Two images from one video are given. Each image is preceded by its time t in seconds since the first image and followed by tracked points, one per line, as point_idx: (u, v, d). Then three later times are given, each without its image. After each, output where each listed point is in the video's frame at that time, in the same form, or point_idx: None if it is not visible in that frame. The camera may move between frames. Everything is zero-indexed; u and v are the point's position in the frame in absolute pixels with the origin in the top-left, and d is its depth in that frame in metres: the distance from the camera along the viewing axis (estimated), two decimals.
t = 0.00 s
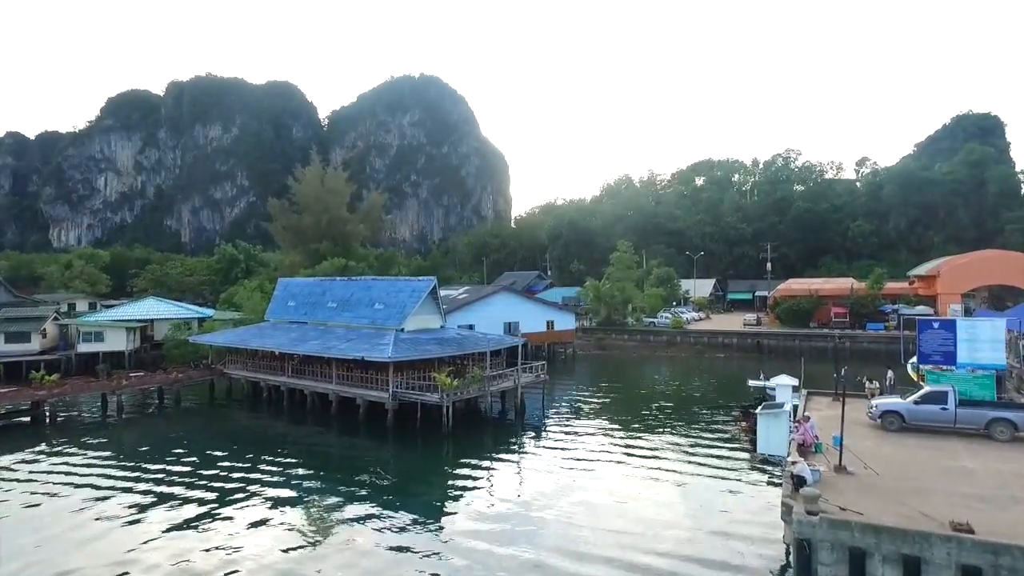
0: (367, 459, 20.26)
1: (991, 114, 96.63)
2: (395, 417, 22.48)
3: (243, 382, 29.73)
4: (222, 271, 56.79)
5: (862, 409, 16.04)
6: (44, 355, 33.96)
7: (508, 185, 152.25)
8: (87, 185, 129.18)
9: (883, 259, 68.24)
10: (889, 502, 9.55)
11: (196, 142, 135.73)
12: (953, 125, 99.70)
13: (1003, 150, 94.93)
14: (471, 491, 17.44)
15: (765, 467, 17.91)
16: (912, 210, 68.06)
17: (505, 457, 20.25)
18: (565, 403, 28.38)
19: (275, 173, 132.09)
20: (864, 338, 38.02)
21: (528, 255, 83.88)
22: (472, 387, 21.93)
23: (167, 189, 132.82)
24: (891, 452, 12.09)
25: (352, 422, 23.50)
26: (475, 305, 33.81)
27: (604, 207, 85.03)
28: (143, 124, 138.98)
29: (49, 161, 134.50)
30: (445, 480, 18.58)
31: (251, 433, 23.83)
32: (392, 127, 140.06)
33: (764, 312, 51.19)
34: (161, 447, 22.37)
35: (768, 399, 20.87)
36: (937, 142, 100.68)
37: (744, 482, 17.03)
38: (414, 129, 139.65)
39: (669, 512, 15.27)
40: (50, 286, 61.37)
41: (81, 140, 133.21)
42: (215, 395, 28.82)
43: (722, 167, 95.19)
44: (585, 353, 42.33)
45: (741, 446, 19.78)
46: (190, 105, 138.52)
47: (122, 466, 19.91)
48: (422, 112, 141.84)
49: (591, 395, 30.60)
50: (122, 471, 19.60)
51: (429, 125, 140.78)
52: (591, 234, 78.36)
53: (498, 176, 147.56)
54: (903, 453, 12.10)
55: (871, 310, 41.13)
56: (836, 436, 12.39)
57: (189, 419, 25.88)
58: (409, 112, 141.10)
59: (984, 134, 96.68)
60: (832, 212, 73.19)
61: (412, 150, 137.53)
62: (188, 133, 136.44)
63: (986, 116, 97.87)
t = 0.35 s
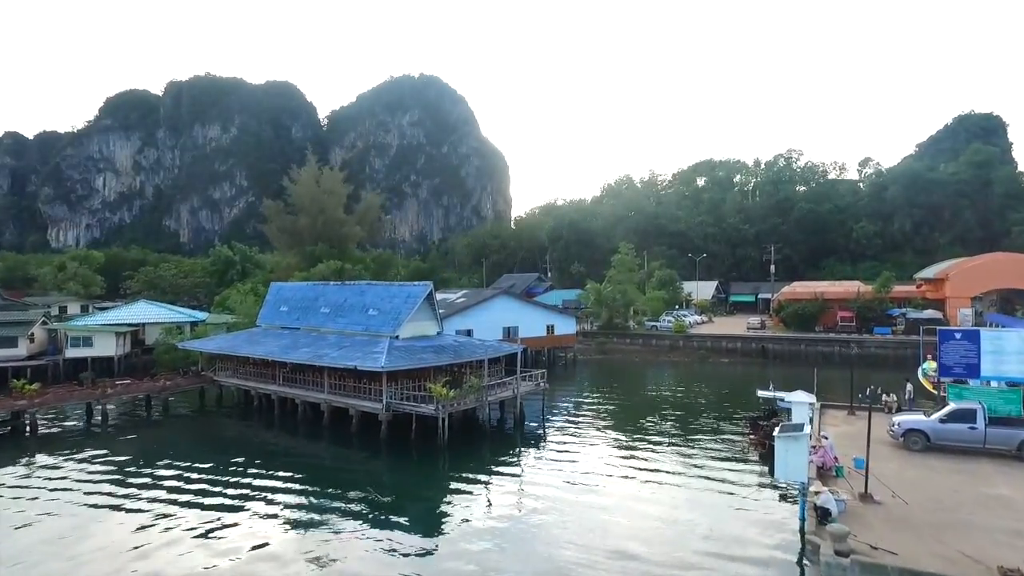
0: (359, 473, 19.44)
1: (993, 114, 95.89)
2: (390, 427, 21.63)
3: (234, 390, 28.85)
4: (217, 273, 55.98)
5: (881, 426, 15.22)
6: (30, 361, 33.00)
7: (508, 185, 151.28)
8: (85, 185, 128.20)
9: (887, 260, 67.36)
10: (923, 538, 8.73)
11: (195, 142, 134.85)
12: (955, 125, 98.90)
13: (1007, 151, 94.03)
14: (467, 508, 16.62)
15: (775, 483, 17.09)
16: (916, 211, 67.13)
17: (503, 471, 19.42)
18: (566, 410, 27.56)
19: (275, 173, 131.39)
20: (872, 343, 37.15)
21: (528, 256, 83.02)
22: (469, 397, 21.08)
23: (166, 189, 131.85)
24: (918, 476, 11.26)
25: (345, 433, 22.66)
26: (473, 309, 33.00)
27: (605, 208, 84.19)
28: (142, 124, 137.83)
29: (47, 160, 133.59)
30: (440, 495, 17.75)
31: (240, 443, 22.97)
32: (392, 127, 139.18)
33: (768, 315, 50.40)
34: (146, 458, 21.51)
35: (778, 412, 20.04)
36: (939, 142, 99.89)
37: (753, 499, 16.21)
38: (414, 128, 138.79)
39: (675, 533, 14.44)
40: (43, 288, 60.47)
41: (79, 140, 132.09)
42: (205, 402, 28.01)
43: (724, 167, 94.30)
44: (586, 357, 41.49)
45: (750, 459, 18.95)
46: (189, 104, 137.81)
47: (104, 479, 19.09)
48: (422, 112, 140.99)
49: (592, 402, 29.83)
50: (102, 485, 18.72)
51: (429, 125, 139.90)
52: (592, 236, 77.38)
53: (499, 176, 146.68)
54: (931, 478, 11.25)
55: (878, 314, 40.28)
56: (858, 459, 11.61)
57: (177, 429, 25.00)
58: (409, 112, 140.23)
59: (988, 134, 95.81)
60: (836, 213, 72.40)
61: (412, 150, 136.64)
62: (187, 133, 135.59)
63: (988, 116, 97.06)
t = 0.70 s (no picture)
0: (351, 488, 18.58)
1: (995, 113, 94.99)
2: (383, 440, 20.74)
3: (224, 399, 27.96)
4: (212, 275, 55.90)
5: (903, 446, 14.40)
6: (17, 367, 32.20)
7: (507, 185, 150.22)
8: (83, 185, 127.19)
9: (892, 262, 66.49)
10: None
11: (194, 142, 134.08)
12: (958, 125, 97.88)
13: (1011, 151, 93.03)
14: (463, 528, 15.78)
15: (788, 501, 16.23)
16: (922, 212, 66.16)
17: (501, 486, 18.57)
18: (567, 419, 26.70)
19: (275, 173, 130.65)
20: (880, 348, 36.27)
21: (528, 258, 82.06)
22: (466, 408, 20.17)
23: (165, 189, 131.01)
24: (952, 507, 10.41)
25: (338, 445, 21.78)
26: (471, 314, 32.15)
27: (606, 209, 83.21)
28: (142, 124, 136.28)
29: (46, 161, 132.47)
30: (434, 513, 16.88)
31: (229, 454, 22.14)
32: (391, 127, 138.27)
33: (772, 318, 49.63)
34: (128, 470, 20.60)
35: (790, 425, 19.19)
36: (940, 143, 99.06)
37: (765, 519, 15.34)
38: (413, 128, 137.81)
39: (684, 557, 13.57)
40: (36, 290, 59.67)
41: (78, 140, 130.68)
42: (195, 411, 27.13)
43: (725, 167, 93.45)
44: (588, 362, 40.63)
45: (760, 475, 18.08)
46: (188, 104, 136.98)
47: (85, 494, 18.24)
48: (421, 112, 140.01)
49: (592, 408, 29.03)
50: (80, 500, 17.84)
51: (428, 125, 138.87)
52: (592, 237, 76.40)
53: (499, 176, 145.62)
54: (968, 508, 10.40)
55: (885, 318, 39.41)
56: (886, 486, 10.90)
57: (163, 439, 24.11)
58: (409, 112, 139.23)
59: (992, 135, 94.87)
60: (840, 213, 71.45)
61: (411, 150, 135.68)
62: (186, 133, 134.73)
63: (991, 116, 96.12)
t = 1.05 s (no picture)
0: (343, 503, 17.74)
1: (998, 113, 94.26)
2: (377, 452, 19.88)
3: (214, 407, 27.06)
4: (208, 277, 55.15)
5: (928, 464, 13.76)
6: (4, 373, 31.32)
7: (507, 185, 149.37)
8: (82, 185, 125.95)
9: (896, 264, 65.76)
10: None
11: (193, 142, 133.19)
12: (960, 125, 97.13)
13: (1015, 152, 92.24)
14: (462, 546, 15.02)
15: (801, 520, 15.41)
16: (927, 213, 65.38)
17: (501, 502, 17.74)
18: (569, 426, 25.92)
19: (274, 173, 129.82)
20: (889, 353, 35.41)
21: (528, 259, 81.17)
22: (464, 420, 19.32)
23: (164, 189, 130.07)
24: (992, 542, 9.88)
25: (330, 458, 20.93)
26: (470, 318, 31.43)
27: (607, 209, 82.30)
28: (142, 124, 134.57)
29: (46, 161, 130.66)
30: (429, 531, 16.04)
31: (217, 466, 21.27)
32: (391, 127, 137.46)
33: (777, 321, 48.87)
34: (111, 483, 19.73)
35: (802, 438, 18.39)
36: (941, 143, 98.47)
37: (778, 538, 14.53)
38: (413, 128, 137.00)
39: None
40: (29, 292, 58.73)
41: (77, 139, 128.75)
42: (185, 420, 26.25)
43: (726, 167, 92.69)
44: (590, 367, 39.87)
45: (771, 491, 17.24)
46: (186, 104, 136.07)
47: (65, 511, 17.36)
48: (421, 112, 139.14)
49: (595, 414, 28.22)
50: (59, 517, 16.97)
51: (428, 125, 138.04)
52: (594, 238, 75.43)
53: (499, 176, 144.82)
54: (1008, 543, 9.87)
55: (893, 322, 38.54)
56: (919, 516, 10.49)
57: (150, 450, 23.26)
58: (408, 112, 138.37)
59: (995, 135, 94.08)
60: (844, 214, 70.59)
61: (411, 150, 134.87)
62: (185, 133, 133.79)
63: (993, 116, 95.39)
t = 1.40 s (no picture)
0: (337, 520, 16.94)
1: (1000, 113, 93.49)
2: (373, 466, 19.06)
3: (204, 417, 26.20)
4: (203, 279, 54.31)
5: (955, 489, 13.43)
6: None
7: (507, 185, 148.42)
8: (80, 185, 125.01)
9: (901, 266, 65.01)
10: None
11: (193, 142, 132.23)
12: (963, 125, 96.34)
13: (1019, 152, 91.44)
14: (462, 566, 14.27)
15: (818, 542, 14.60)
16: (933, 214, 64.58)
17: (501, 519, 16.92)
18: (572, 435, 25.18)
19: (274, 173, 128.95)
20: (898, 359, 34.59)
21: (528, 260, 80.38)
22: (463, 434, 18.50)
23: (163, 190, 129.17)
24: None
25: (323, 472, 20.08)
26: (470, 323, 30.71)
27: (608, 210, 81.44)
28: (140, 124, 134.20)
29: (44, 161, 130.15)
30: (426, 550, 15.22)
31: (205, 479, 20.41)
32: (390, 127, 136.65)
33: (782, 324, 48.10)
34: (94, 498, 18.84)
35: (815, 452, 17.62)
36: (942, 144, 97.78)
37: (794, 562, 13.70)
38: (413, 128, 136.18)
39: None
40: (23, 295, 57.73)
41: (75, 139, 128.05)
42: (174, 430, 25.41)
43: (729, 168, 91.77)
44: (592, 372, 39.11)
45: (785, 510, 16.42)
46: (185, 104, 135.10)
47: (46, 529, 16.50)
48: (421, 112, 138.30)
49: (597, 421, 27.44)
50: (38, 535, 16.12)
51: (428, 125, 137.23)
52: (595, 240, 74.52)
53: (499, 176, 143.92)
54: None
55: (902, 327, 37.77)
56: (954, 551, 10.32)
57: (137, 461, 22.40)
58: (408, 112, 137.53)
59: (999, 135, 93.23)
60: (849, 215, 69.72)
61: (410, 150, 134.02)
62: (184, 133, 132.83)
63: (996, 116, 94.64)
